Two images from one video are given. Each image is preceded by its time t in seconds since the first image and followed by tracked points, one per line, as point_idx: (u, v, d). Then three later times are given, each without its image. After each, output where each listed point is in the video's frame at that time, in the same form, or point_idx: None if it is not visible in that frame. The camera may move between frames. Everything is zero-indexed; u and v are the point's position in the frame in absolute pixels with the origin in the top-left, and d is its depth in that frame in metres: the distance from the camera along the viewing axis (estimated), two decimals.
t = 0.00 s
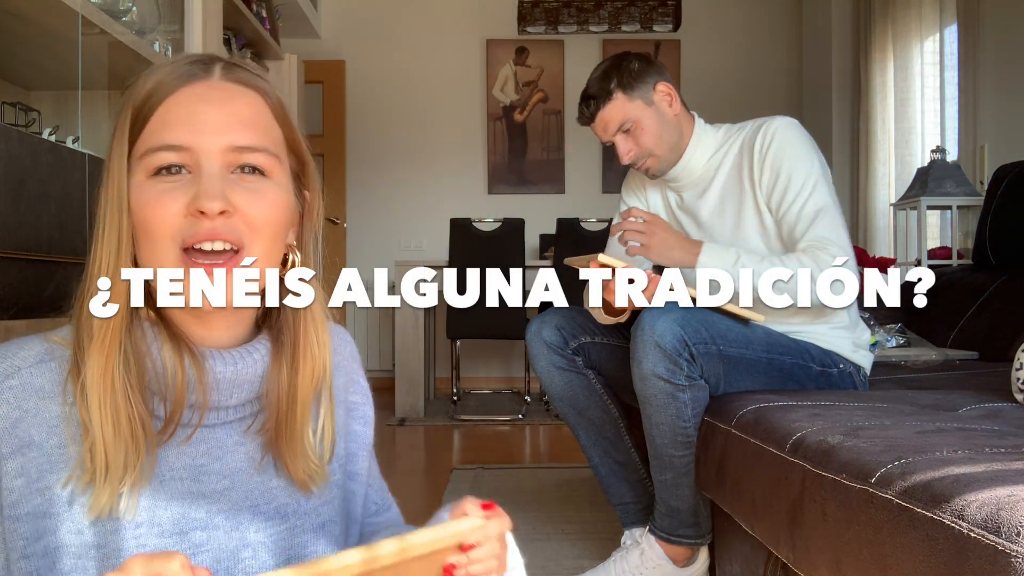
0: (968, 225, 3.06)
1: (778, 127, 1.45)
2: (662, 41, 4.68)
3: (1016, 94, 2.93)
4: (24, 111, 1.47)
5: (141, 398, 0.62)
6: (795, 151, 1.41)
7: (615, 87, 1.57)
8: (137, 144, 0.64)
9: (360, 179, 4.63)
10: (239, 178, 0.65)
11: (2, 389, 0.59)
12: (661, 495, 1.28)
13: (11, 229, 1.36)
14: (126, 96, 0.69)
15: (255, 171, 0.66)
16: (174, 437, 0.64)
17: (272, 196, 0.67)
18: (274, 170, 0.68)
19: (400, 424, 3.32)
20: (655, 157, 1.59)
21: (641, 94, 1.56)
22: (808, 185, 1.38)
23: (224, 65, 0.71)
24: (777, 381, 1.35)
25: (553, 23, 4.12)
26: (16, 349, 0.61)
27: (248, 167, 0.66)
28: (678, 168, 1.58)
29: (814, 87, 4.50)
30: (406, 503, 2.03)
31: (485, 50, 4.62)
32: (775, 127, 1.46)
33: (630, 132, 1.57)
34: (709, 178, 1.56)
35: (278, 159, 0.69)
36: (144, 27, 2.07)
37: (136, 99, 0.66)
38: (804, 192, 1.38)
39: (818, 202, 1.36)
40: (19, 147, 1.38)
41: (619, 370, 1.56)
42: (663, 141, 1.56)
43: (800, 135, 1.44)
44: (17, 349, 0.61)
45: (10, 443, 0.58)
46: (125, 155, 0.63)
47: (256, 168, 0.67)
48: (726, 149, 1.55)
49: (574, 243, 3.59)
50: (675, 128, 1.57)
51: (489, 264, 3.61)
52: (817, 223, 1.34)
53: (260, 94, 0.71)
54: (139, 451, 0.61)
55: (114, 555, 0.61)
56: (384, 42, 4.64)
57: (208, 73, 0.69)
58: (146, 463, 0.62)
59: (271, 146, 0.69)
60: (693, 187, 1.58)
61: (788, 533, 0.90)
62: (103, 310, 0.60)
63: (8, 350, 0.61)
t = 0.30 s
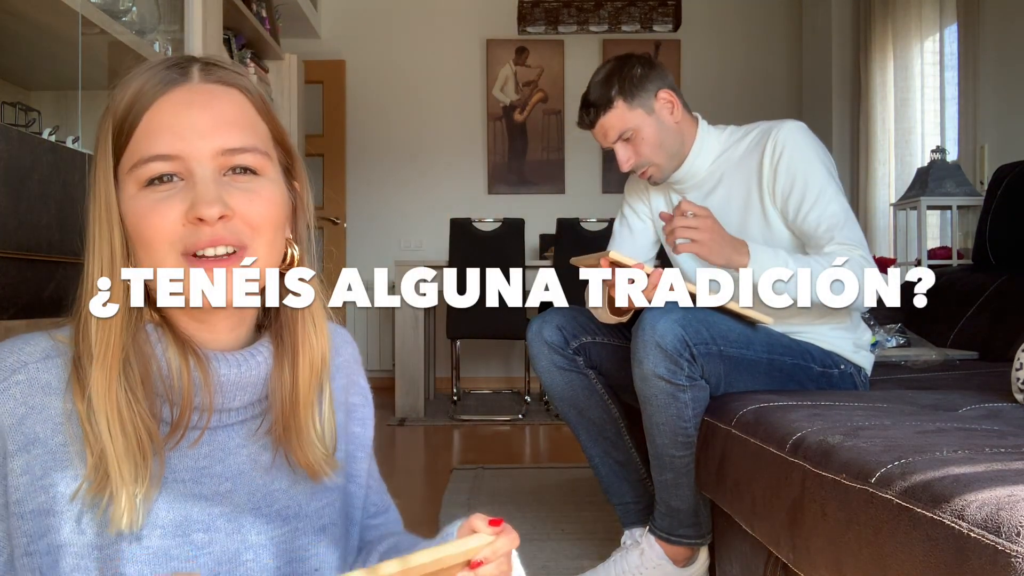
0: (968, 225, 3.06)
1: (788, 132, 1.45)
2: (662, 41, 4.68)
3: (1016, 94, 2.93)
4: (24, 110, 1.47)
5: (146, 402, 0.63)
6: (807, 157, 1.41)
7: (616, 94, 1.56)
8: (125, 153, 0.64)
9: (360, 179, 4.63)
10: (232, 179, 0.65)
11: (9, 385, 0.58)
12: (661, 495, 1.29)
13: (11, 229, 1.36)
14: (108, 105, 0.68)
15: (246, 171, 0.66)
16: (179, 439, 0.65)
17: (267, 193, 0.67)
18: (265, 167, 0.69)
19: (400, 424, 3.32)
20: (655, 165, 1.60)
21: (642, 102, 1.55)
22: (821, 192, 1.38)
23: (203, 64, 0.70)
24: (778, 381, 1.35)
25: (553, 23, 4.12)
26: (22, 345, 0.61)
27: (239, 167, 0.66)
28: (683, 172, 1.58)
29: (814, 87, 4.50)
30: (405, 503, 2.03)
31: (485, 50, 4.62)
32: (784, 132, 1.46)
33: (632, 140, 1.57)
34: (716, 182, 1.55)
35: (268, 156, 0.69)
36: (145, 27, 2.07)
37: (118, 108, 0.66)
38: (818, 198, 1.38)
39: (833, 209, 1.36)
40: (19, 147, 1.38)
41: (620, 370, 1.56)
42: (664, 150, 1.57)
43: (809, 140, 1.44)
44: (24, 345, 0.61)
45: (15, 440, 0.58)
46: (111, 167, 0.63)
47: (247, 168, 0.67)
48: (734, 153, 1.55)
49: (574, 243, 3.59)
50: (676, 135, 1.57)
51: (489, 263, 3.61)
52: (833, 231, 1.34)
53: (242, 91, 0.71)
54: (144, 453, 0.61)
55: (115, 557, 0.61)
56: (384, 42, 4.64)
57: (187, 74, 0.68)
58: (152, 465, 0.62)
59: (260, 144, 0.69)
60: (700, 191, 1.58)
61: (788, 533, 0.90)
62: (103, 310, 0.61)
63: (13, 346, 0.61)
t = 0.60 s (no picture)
0: (968, 225, 3.06)
1: (787, 136, 1.45)
2: (662, 41, 4.68)
3: (1016, 94, 2.93)
4: (24, 110, 1.47)
5: (155, 408, 0.63)
6: (805, 163, 1.41)
7: (609, 105, 1.57)
8: (130, 159, 0.64)
9: (361, 179, 4.63)
10: (238, 179, 0.65)
11: (18, 391, 0.58)
12: (661, 495, 1.28)
13: (11, 229, 1.36)
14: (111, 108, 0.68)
15: (251, 168, 0.67)
16: (189, 444, 0.65)
17: (275, 192, 0.67)
18: (271, 165, 0.69)
19: (400, 424, 3.32)
20: (648, 175, 1.61)
21: (636, 114, 1.55)
22: (818, 199, 1.38)
23: (201, 65, 0.70)
24: (778, 382, 1.35)
25: (553, 23, 4.12)
26: (30, 350, 0.61)
27: (244, 165, 0.66)
28: (682, 176, 1.57)
29: (814, 87, 4.50)
30: (405, 503, 2.03)
31: (485, 50, 4.62)
32: (783, 137, 1.46)
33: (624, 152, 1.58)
34: (716, 186, 1.55)
35: (273, 155, 0.70)
36: (145, 27, 2.07)
37: (119, 115, 0.65)
38: (815, 206, 1.37)
39: (829, 217, 1.36)
40: (19, 147, 1.38)
41: (620, 370, 1.56)
42: (656, 162, 1.58)
43: (808, 144, 1.44)
44: (32, 350, 0.61)
45: (23, 445, 0.58)
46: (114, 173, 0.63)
47: (253, 166, 0.67)
48: (732, 157, 1.54)
49: (574, 243, 3.58)
50: (671, 146, 1.57)
51: (489, 263, 3.61)
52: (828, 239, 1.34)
53: (241, 91, 0.71)
54: (153, 460, 0.61)
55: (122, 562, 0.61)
56: (384, 43, 4.64)
57: (186, 76, 0.68)
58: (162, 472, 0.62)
59: (264, 142, 0.69)
60: (701, 195, 1.58)
61: (788, 533, 0.90)
62: (103, 310, 0.61)
63: (22, 351, 0.61)
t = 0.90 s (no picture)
0: (968, 225, 3.06)
1: (789, 137, 1.45)
2: (662, 41, 4.68)
3: (1016, 94, 2.93)
4: (25, 110, 1.47)
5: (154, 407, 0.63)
6: (807, 164, 1.41)
7: (637, 76, 1.58)
8: (143, 159, 0.64)
9: (361, 178, 4.63)
10: (251, 188, 0.65)
11: (17, 387, 0.58)
12: (661, 495, 1.28)
13: (11, 229, 1.36)
14: (121, 105, 0.68)
15: (263, 178, 0.67)
16: (189, 443, 0.65)
17: (283, 201, 0.67)
18: (280, 175, 0.69)
19: (400, 424, 3.32)
20: (665, 154, 1.56)
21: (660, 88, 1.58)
22: (820, 200, 1.37)
23: (219, 68, 0.70)
24: (778, 383, 1.35)
25: (553, 23, 4.13)
26: (29, 348, 0.61)
27: (257, 174, 0.66)
28: (684, 170, 1.56)
29: (814, 87, 4.50)
30: (405, 503, 2.03)
31: (485, 50, 4.62)
32: (785, 137, 1.45)
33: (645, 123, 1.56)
34: (716, 185, 1.55)
35: (284, 164, 0.70)
36: (145, 28, 2.07)
37: (132, 115, 0.65)
38: (817, 207, 1.37)
39: (830, 218, 1.36)
40: (19, 147, 1.38)
41: (620, 370, 1.56)
42: (675, 139, 1.55)
43: (810, 146, 1.44)
44: (31, 348, 0.61)
45: (23, 441, 0.58)
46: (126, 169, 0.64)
47: (264, 174, 0.67)
48: (734, 156, 1.54)
49: (574, 244, 3.59)
50: (687, 128, 1.56)
51: (489, 263, 3.61)
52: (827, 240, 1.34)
53: (258, 97, 0.71)
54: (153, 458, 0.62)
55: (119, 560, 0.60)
56: (384, 43, 4.64)
57: (204, 79, 0.68)
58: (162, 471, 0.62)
59: (276, 151, 0.69)
60: (700, 194, 1.57)
61: (788, 534, 0.90)
62: (103, 310, 0.61)
63: (22, 349, 0.61)
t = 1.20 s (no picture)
0: (968, 225, 3.06)
1: (798, 136, 1.45)
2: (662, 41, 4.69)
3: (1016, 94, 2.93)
4: (25, 110, 1.47)
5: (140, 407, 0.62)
6: (814, 163, 1.41)
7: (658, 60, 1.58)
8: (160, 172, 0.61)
9: (361, 178, 4.63)
10: (274, 225, 0.63)
11: (10, 378, 0.59)
12: (661, 495, 1.29)
13: (11, 229, 1.36)
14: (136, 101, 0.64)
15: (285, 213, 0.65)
16: (181, 435, 0.66)
17: (300, 232, 0.66)
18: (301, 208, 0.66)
19: (400, 424, 3.32)
20: (678, 137, 1.55)
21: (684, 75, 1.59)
22: (827, 199, 1.38)
23: (252, 90, 0.66)
24: (779, 383, 1.36)
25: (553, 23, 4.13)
26: (24, 342, 0.61)
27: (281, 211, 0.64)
28: (692, 163, 1.56)
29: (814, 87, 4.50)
30: (404, 503, 2.03)
31: (485, 50, 4.62)
32: (793, 134, 1.46)
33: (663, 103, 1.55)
34: (721, 180, 1.55)
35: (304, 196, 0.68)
36: (144, 28, 2.07)
37: (160, 135, 0.61)
38: (824, 205, 1.37)
39: (836, 217, 1.36)
40: (19, 146, 1.38)
41: (620, 370, 1.56)
42: (691, 123, 1.55)
43: (818, 146, 1.44)
44: (25, 342, 0.61)
45: (17, 429, 0.59)
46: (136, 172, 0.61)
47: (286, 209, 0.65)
48: (741, 154, 1.55)
49: (574, 243, 3.59)
50: (701, 116, 1.57)
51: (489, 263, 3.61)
52: (832, 240, 1.34)
53: (289, 123, 0.67)
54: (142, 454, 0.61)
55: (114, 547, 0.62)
56: (384, 43, 4.64)
57: (239, 105, 0.64)
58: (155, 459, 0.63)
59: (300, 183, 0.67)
60: (705, 189, 1.57)
61: (788, 534, 0.90)
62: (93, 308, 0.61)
63: (16, 343, 0.61)
